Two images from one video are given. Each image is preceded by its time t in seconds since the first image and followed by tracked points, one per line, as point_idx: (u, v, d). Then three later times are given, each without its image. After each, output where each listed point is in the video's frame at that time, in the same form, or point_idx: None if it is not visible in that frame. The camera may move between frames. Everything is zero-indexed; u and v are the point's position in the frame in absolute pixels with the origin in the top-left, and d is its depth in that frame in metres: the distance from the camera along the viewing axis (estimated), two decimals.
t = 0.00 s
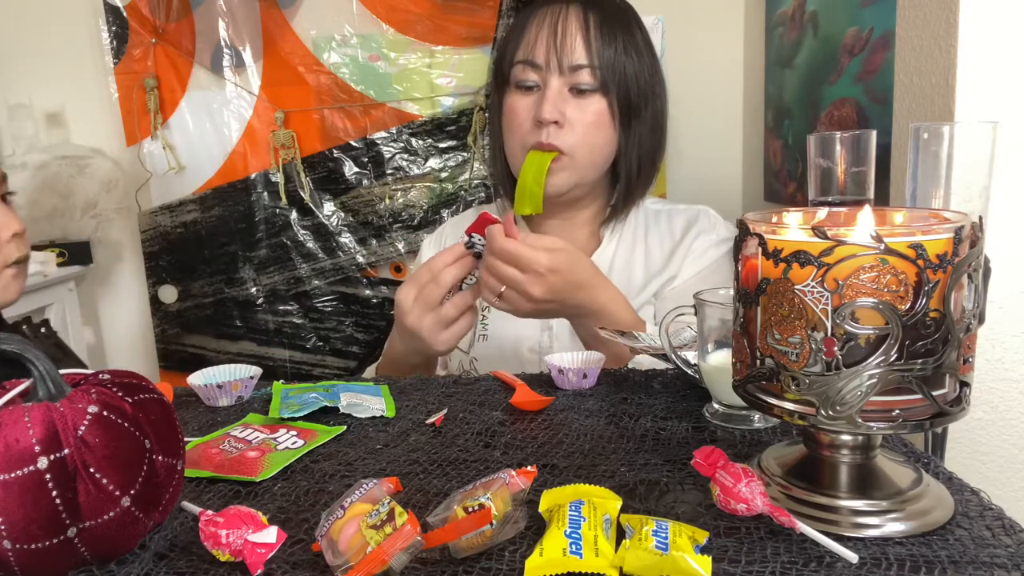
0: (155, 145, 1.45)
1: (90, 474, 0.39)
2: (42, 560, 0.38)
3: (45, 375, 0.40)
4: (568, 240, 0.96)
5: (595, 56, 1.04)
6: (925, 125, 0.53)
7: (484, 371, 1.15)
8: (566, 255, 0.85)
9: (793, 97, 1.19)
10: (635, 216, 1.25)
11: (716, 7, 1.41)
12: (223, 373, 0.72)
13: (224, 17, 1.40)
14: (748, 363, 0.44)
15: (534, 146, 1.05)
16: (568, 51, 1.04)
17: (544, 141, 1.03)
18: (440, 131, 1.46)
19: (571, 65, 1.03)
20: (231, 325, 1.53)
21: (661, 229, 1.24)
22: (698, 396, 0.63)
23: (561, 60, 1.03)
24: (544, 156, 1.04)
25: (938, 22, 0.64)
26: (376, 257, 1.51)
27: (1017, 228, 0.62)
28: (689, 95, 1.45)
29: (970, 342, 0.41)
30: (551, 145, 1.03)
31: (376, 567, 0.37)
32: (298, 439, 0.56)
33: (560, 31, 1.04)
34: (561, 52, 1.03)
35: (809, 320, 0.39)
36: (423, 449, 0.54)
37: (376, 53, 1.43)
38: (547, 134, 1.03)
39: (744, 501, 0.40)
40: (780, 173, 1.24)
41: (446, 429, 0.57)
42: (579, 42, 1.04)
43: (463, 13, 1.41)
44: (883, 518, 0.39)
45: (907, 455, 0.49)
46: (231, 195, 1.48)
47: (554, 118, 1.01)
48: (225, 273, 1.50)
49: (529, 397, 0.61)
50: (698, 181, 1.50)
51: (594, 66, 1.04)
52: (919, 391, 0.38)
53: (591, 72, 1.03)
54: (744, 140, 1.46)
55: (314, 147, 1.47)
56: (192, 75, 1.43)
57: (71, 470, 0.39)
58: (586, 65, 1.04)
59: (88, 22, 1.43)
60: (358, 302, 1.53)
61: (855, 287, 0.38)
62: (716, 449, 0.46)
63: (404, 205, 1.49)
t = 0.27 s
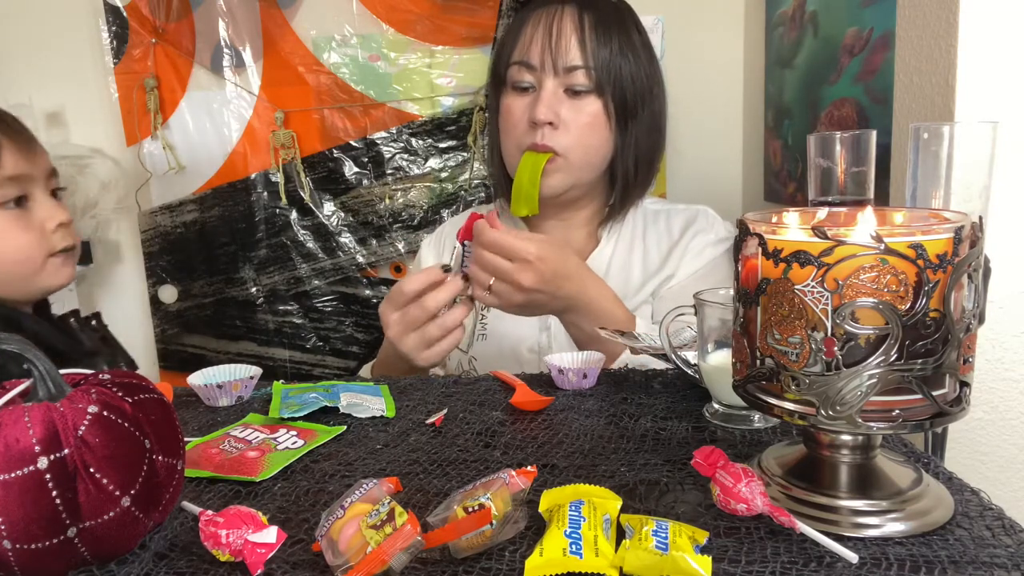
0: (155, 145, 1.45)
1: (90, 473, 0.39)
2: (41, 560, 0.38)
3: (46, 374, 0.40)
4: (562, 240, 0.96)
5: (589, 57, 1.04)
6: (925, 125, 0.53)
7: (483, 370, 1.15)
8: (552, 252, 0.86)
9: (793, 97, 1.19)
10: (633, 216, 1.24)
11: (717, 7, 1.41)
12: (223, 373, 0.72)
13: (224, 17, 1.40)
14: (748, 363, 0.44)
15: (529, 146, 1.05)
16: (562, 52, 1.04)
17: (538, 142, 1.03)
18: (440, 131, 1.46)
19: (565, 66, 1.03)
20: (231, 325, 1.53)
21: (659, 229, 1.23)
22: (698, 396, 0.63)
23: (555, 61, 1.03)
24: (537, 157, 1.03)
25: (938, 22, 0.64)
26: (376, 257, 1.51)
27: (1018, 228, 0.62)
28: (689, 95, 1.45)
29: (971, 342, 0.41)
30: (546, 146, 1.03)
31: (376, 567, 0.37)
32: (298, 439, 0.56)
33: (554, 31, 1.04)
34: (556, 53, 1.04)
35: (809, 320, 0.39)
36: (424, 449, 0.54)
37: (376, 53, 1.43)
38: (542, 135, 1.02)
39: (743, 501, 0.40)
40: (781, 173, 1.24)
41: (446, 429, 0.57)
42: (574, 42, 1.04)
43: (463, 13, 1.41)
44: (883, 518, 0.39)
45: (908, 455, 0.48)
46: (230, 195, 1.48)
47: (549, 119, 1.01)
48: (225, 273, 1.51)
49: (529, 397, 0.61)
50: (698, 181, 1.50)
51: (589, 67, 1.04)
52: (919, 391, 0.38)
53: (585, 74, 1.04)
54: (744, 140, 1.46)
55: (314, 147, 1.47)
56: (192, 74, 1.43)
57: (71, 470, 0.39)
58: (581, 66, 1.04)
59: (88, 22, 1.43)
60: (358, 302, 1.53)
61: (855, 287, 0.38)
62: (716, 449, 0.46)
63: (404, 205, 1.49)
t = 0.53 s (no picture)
0: (155, 145, 1.45)
1: (90, 474, 0.39)
2: (41, 560, 0.38)
3: (46, 374, 0.40)
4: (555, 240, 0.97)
5: (583, 58, 1.04)
6: (925, 125, 0.53)
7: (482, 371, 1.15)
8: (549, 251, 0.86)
9: (793, 97, 1.19)
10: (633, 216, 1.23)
11: (716, 7, 1.41)
12: (223, 373, 0.72)
13: (224, 17, 1.40)
14: (748, 363, 0.44)
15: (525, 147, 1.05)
16: (556, 54, 1.04)
17: (532, 143, 1.04)
18: (440, 132, 1.46)
19: (558, 68, 1.03)
20: (232, 325, 1.53)
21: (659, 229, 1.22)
22: (698, 396, 0.63)
23: (549, 63, 1.03)
24: (531, 158, 1.04)
25: (938, 22, 0.64)
26: (376, 257, 1.51)
27: (1018, 228, 0.62)
28: (689, 95, 1.45)
29: (971, 342, 0.41)
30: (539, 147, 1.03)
31: (376, 568, 0.37)
32: (298, 439, 0.56)
33: (547, 33, 1.04)
34: (549, 55, 1.04)
35: (809, 320, 0.39)
36: (423, 449, 0.54)
37: (376, 53, 1.43)
38: (536, 137, 1.03)
39: (744, 501, 0.40)
40: (780, 173, 1.24)
41: (446, 429, 0.57)
42: (567, 43, 1.04)
43: (463, 13, 1.41)
44: (884, 518, 0.39)
45: (907, 455, 0.48)
46: (231, 195, 1.48)
47: (542, 121, 1.02)
48: (225, 273, 1.51)
49: (529, 397, 0.61)
50: (697, 181, 1.50)
51: (582, 68, 1.04)
52: (919, 391, 0.38)
53: (578, 75, 1.04)
54: (744, 140, 1.46)
55: (314, 147, 1.47)
56: (193, 75, 1.43)
57: (71, 470, 0.39)
58: (574, 68, 1.04)
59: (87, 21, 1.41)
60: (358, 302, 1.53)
61: (855, 287, 0.38)
62: (716, 449, 0.46)
63: (404, 205, 1.49)
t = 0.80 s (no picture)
0: (155, 145, 1.46)
1: (90, 474, 0.39)
2: (41, 560, 0.38)
3: (46, 374, 0.40)
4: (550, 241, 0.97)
5: (577, 59, 1.03)
6: (925, 125, 0.53)
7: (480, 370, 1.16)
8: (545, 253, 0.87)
9: (793, 97, 1.19)
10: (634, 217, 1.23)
11: (716, 7, 1.41)
12: (223, 373, 0.72)
13: (224, 17, 1.40)
14: (748, 363, 0.44)
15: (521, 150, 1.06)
16: (549, 56, 1.03)
17: (528, 146, 1.04)
18: (440, 132, 1.46)
19: (553, 70, 1.03)
20: (232, 325, 1.53)
21: (659, 232, 1.22)
22: (698, 396, 0.63)
23: (543, 65, 1.03)
24: (526, 161, 1.04)
25: (938, 22, 0.64)
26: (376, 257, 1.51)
27: (1017, 227, 0.63)
28: (688, 95, 1.45)
29: (971, 342, 0.41)
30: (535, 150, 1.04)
31: (377, 568, 0.37)
32: (298, 439, 0.56)
33: (542, 35, 1.04)
34: (543, 57, 1.03)
35: (809, 320, 0.39)
36: (423, 449, 0.54)
37: (376, 53, 1.43)
38: (532, 140, 1.03)
39: (744, 501, 0.40)
40: (780, 173, 1.24)
41: (446, 429, 0.57)
42: (561, 44, 1.03)
43: (462, 13, 1.41)
44: (884, 518, 0.39)
45: (907, 455, 0.48)
46: (231, 195, 1.48)
47: (536, 123, 1.02)
48: (225, 273, 1.51)
49: (529, 397, 0.61)
50: (697, 181, 1.50)
51: (576, 69, 1.03)
52: (919, 391, 0.38)
53: (573, 77, 1.03)
54: (743, 140, 1.46)
55: (314, 147, 1.47)
56: (193, 75, 1.43)
57: (71, 470, 0.39)
58: (568, 70, 1.03)
59: (88, 21, 1.41)
60: (358, 302, 1.54)
61: (855, 287, 0.38)
62: (716, 449, 0.46)
63: (404, 205, 1.49)
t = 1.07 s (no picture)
0: (155, 145, 1.46)
1: (90, 474, 0.39)
2: (42, 560, 0.38)
3: (46, 374, 0.40)
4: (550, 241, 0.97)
5: (574, 61, 1.03)
6: (925, 125, 0.53)
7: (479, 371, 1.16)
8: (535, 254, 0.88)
9: (793, 97, 1.19)
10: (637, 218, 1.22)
11: (716, 7, 1.41)
12: (223, 373, 0.72)
13: (224, 18, 1.40)
14: (748, 363, 0.44)
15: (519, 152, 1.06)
16: (546, 58, 1.03)
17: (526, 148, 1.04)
18: (440, 132, 1.46)
19: (549, 72, 1.03)
20: (232, 325, 1.53)
21: (661, 234, 1.20)
22: (698, 396, 0.63)
23: (540, 68, 1.03)
24: (524, 163, 1.05)
25: (938, 22, 0.64)
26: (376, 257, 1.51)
27: (1017, 228, 0.63)
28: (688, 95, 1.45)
29: (971, 342, 0.41)
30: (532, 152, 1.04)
31: (376, 567, 0.37)
32: (298, 439, 0.56)
33: (540, 37, 1.04)
34: (540, 59, 1.03)
35: (809, 320, 0.39)
36: (423, 449, 0.54)
37: (376, 53, 1.43)
38: (529, 142, 1.03)
39: (743, 501, 0.40)
40: (780, 173, 1.24)
41: (446, 429, 0.57)
42: (558, 46, 1.03)
43: (462, 13, 1.41)
44: (884, 518, 0.39)
45: (907, 455, 0.48)
46: (231, 195, 1.48)
47: (534, 126, 1.02)
48: (226, 273, 1.51)
49: (529, 397, 0.61)
50: (697, 181, 1.50)
51: (573, 71, 1.03)
52: (919, 391, 0.38)
53: (569, 80, 1.03)
54: (743, 140, 1.46)
55: (314, 147, 1.47)
56: (193, 74, 1.43)
57: (72, 470, 0.39)
58: (565, 72, 1.03)
59: (88, 21, 1.41)
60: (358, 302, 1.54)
61: (855, 287, 0.38)
62: (716, 449, 0.46)
63: (404, 205, 1.49)
